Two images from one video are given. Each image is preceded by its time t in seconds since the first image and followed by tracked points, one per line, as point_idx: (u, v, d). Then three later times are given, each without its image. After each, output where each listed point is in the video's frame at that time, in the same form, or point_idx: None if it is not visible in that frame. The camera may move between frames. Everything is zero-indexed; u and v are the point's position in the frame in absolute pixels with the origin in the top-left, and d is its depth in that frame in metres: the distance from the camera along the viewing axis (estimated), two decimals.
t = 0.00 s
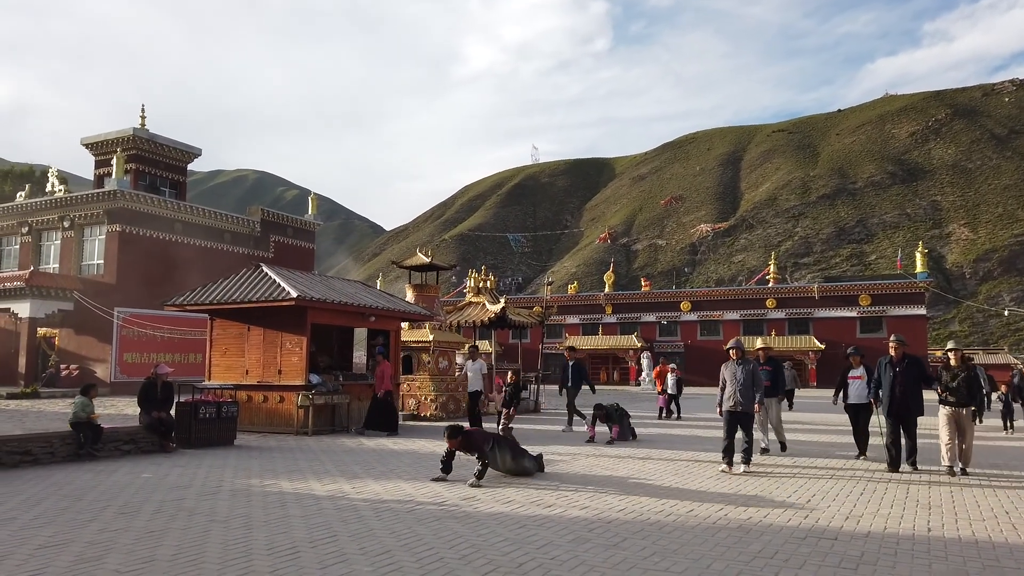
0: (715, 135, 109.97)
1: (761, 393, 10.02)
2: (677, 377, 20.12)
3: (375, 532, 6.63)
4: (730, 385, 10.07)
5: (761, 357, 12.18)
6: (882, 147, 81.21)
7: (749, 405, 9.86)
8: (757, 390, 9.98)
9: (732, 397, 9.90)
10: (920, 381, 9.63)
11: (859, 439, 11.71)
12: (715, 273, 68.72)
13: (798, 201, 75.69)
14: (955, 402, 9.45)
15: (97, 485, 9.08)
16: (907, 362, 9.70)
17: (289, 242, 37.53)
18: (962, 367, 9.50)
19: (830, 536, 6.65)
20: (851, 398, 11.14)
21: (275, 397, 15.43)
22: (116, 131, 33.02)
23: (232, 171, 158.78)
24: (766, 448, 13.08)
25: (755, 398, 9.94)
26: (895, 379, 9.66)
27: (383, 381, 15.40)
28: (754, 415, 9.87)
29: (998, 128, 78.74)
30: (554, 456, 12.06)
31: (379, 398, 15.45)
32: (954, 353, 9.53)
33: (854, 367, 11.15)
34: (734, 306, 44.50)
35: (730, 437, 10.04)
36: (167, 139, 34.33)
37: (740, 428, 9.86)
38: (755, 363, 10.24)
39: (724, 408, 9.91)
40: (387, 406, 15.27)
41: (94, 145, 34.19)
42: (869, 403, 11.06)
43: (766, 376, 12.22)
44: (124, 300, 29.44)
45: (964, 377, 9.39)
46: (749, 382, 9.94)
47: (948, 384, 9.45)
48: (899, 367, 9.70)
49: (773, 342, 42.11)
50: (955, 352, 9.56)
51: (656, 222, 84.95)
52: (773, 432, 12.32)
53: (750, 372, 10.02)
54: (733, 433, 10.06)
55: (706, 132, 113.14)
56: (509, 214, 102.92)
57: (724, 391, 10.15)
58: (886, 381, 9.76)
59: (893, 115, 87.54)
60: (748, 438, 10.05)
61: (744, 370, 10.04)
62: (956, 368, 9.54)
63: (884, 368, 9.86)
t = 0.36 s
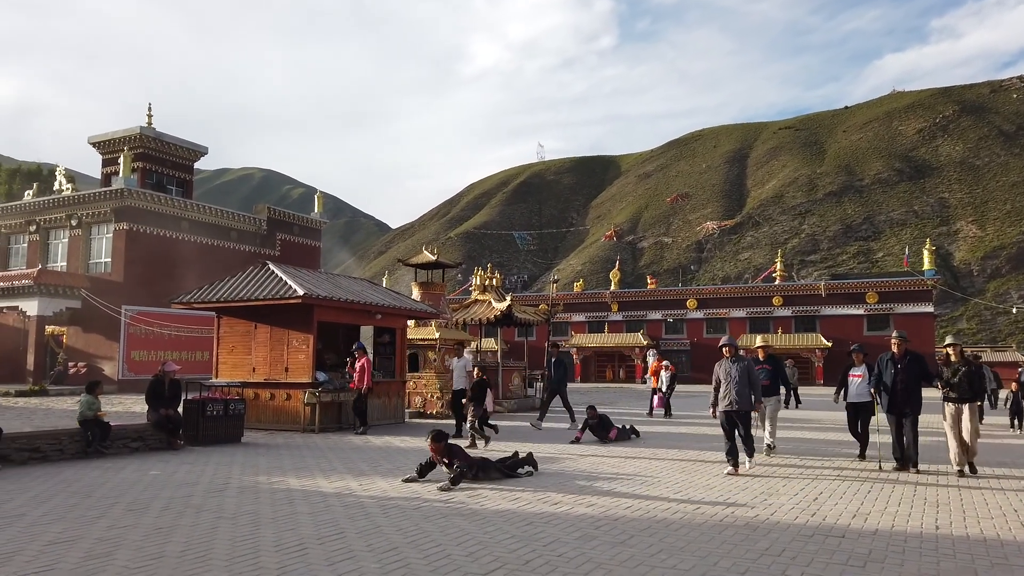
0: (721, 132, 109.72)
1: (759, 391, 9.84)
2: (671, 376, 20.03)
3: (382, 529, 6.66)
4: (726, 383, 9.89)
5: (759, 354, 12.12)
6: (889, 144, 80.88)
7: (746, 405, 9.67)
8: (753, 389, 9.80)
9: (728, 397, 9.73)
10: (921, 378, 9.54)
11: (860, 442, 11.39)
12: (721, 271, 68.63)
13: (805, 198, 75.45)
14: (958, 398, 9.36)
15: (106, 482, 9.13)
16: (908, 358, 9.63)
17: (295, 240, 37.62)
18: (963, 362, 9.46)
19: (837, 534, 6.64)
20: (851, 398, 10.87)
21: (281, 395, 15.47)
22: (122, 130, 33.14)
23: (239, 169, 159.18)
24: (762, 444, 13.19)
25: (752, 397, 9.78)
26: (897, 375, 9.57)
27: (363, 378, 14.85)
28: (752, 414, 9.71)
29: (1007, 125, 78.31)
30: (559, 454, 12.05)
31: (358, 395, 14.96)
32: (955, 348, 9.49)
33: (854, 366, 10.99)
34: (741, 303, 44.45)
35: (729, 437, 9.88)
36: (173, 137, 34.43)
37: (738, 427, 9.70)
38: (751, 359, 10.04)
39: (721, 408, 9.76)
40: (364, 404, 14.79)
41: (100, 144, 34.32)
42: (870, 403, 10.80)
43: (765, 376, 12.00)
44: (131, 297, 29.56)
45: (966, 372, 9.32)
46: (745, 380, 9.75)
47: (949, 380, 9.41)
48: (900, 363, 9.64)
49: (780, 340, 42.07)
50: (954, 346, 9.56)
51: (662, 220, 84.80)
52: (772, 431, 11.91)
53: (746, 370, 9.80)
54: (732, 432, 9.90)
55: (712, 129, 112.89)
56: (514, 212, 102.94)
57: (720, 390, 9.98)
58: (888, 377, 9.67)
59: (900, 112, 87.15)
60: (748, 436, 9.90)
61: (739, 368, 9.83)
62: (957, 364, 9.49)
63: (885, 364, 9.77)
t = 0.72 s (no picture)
0: (735, 126, 109.05)
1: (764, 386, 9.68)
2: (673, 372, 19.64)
3: (396, 523, 6.68)
4: (732, 378, 9.71)
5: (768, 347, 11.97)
6: (905, 137, 80.11)
7: (751, 401, 9.47)
8: (759, 384, 9.62)
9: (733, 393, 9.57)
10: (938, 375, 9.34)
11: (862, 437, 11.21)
12: (734, 266, 68.32)
13: (819, 192, 74.90)
14: (974, 395, 9.14)
15: (123, 475, 9.23)
16: (928, 353, 9.42)
17: (308, 236, 37.75)
18: (980, 359, 9.24)
19: (852, 529, 6.59)
20: (858, 394, 10.58)
21: (296, 389, 15.55)
22: (137, 127, 33.37)
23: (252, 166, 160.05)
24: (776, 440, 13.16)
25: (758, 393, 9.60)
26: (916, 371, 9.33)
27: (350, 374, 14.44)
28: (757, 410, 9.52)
29: None
30: (572, 450, 12.06)
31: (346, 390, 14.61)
32: (971, 344, 9.28)
33: (860, 363, 10.71)
34: (754, 298, 44.22)
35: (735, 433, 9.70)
36: (187, 134, 34.63)
37: (743, 422, 9.50)
38: (757, 355, 9.83)
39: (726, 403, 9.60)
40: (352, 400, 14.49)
41: (115, 141, 34.57)
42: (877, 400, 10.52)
43: (772, 369, 11.82)
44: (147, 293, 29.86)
45: (982, 369, 9.13)
46: (751, 376, 9.56)
47: (965, 377, 9.21)
48: (919, 359, 9.41)
49: (793, 335, 41.83)
50: (969, 342, 9.35)
51: (675, 214, 84.46)
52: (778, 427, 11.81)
53: (752, 365, 9.61)
54: (736, 429, 9.71)
55: (725, 123, 112.23)
56: (527, 207, 102.89)
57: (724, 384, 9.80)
58: (906, 373, 9.42)
59: (916, 105, 86.26)
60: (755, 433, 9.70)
61: (745, 362, 9.62)
62: (973, 361, 9.29)
63: (904, 358, 9.53)
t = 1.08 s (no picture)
0: (741, 124, 108.76)
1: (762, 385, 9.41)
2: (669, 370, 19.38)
3: (402, 521, 6.69)
4: (730, 376, 9.45)
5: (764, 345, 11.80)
6: (913, 134, 79.74)
7: (750, 401, 9.22)
8: (759, 382, 9.37)
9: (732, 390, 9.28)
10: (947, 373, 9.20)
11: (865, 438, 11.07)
12: (741, 264, 68.13)
13: (827, 189, 74.65)
14: (984, 393, 9.05)
15: (131, 473, 9.28)
16: (935, 351, 9.26)
17: (315, 235, 37.84)
18: (991, 355, 9.13)
19: (859, 527, 6.58)
20: (854, 391, 10.49)
21: (302, 388, 15.56)
22: (145, 125, 33.51)
23: (259, 164, 160.47)
24: (784, 439, 13.13)
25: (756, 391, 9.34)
26: (925, 371, 9.15)
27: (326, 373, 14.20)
28: (755, 409, 9.28)
29: None
30: (577, 448, 12.05)
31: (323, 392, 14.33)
32: (985, 341, 9.10)
33: (855, 358, 10.65)
34: (761, 296, 44.12)
35: (729, 433, 9.39)
36: (194, 133, 34.72)
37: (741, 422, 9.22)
38: (757, 351, 9.60)
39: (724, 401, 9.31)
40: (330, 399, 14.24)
41: (123, 140, 34.72)
42: (873, 397, 10.43)
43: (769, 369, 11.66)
44: (154, 292, 29.96)
45: (995, 367, 9.00)
46: (750, 373, 9.30)
47: (976, 374, 9.11)
48: (927, 357, 9.23)
49: (800, 333, 41.75)
50: (983, 338, 9.18)
51: (682, 212, 84.27)
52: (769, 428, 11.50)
53: (752, 362, 9.37)
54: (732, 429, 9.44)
55: (732, 121, 111.94)
56: (533, 205, 102.87)
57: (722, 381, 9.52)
58: (913, 373, 9.22)
59: (924, 102, 85.80)
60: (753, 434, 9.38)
61: (746, 359, 9.37)
62: (984, 357, 9.17)
63: (910, 359, 9.33)
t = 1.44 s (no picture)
0: (739, 122, 108.84)
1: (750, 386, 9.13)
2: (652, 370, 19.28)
3: (400, 518, 6.70)
4: (714, 376, 9.18)
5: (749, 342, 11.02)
6: (910, 132, 79.86)
7: (737, 402, 8.95)
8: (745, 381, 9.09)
9: (718, 392, 9.01)
10: (939, 370, 9.10)
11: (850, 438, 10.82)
12: (739, 262, 68.21)
13: (824, 187, 74.76)
14: (982, 394, 8.73)
15: (128, 471, 9.26)
16: (926, 348, 9.20)
17: (312, 232, 37.80)
18: (988, 355, 8.86)
19: (856, 525, 6.59)
20: (839, 389, 10.43)
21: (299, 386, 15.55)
22: (141, 123, 33.43)
23: (256, 162, 160.25)
24: (781, 437, 13.16)
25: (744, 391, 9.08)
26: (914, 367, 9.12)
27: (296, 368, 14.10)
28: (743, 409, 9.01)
29: None
30: (575, 446, 12.06)
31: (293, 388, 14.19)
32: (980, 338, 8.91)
33: (842, 356, 10.59)
34: (758, 294, 44.19)
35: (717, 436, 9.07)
36: (191, 130, 34.66)
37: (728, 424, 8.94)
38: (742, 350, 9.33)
39: (710, 403, 9.00)
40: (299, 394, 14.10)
41: (119, 138, 34.63)
42: (861, 397, 10.37)
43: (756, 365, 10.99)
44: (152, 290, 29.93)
45: (992, 366, 8.73)
46: (736, 373, 9.02)
47: (973, 375, 8.77)
48: (918, 354, 9.18)
49: (797, 331, 41.81)
50: (979, 337, 9.01)
51: (680, 210, 84.30)
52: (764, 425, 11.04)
53: (738, 361, 9.10)
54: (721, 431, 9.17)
55: (729, 119, 112.07)
56: (530, 203, 102.87)
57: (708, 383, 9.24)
58: (904, 369, 9.19)
59: (921, 100, 85.91)
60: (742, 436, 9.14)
61: (731, 359, 9.11)
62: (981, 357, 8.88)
63: (902, 354, 9.27)
